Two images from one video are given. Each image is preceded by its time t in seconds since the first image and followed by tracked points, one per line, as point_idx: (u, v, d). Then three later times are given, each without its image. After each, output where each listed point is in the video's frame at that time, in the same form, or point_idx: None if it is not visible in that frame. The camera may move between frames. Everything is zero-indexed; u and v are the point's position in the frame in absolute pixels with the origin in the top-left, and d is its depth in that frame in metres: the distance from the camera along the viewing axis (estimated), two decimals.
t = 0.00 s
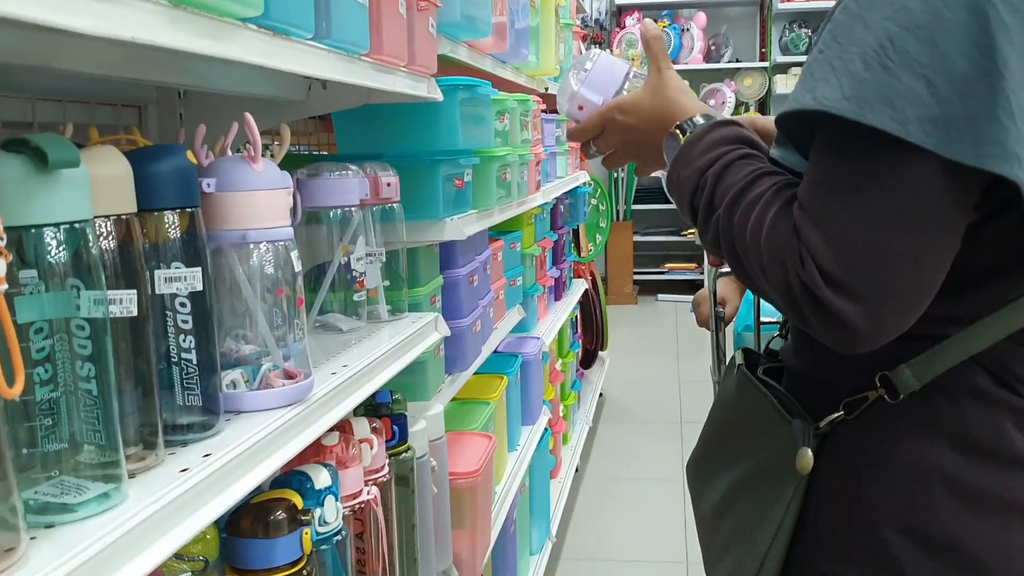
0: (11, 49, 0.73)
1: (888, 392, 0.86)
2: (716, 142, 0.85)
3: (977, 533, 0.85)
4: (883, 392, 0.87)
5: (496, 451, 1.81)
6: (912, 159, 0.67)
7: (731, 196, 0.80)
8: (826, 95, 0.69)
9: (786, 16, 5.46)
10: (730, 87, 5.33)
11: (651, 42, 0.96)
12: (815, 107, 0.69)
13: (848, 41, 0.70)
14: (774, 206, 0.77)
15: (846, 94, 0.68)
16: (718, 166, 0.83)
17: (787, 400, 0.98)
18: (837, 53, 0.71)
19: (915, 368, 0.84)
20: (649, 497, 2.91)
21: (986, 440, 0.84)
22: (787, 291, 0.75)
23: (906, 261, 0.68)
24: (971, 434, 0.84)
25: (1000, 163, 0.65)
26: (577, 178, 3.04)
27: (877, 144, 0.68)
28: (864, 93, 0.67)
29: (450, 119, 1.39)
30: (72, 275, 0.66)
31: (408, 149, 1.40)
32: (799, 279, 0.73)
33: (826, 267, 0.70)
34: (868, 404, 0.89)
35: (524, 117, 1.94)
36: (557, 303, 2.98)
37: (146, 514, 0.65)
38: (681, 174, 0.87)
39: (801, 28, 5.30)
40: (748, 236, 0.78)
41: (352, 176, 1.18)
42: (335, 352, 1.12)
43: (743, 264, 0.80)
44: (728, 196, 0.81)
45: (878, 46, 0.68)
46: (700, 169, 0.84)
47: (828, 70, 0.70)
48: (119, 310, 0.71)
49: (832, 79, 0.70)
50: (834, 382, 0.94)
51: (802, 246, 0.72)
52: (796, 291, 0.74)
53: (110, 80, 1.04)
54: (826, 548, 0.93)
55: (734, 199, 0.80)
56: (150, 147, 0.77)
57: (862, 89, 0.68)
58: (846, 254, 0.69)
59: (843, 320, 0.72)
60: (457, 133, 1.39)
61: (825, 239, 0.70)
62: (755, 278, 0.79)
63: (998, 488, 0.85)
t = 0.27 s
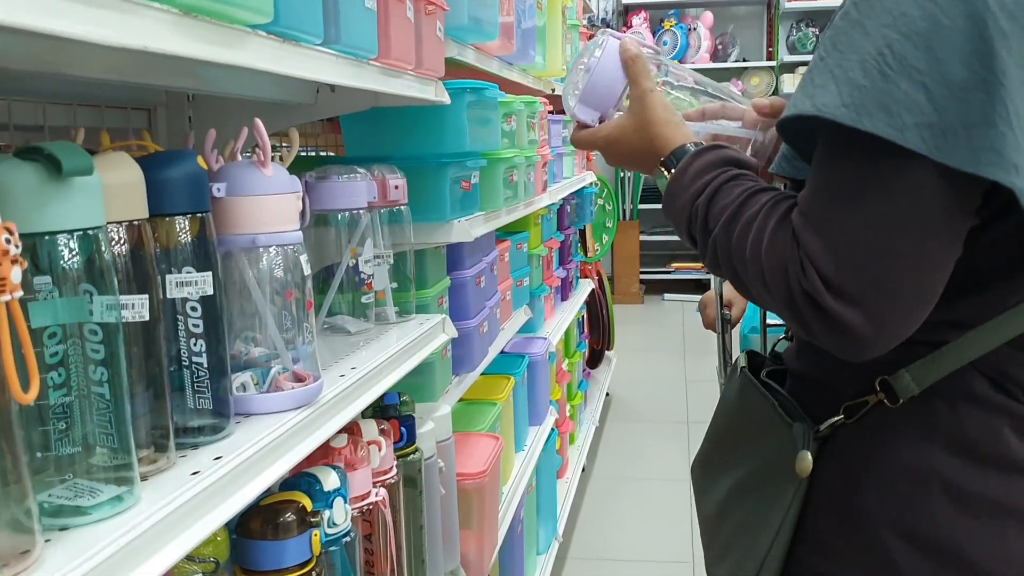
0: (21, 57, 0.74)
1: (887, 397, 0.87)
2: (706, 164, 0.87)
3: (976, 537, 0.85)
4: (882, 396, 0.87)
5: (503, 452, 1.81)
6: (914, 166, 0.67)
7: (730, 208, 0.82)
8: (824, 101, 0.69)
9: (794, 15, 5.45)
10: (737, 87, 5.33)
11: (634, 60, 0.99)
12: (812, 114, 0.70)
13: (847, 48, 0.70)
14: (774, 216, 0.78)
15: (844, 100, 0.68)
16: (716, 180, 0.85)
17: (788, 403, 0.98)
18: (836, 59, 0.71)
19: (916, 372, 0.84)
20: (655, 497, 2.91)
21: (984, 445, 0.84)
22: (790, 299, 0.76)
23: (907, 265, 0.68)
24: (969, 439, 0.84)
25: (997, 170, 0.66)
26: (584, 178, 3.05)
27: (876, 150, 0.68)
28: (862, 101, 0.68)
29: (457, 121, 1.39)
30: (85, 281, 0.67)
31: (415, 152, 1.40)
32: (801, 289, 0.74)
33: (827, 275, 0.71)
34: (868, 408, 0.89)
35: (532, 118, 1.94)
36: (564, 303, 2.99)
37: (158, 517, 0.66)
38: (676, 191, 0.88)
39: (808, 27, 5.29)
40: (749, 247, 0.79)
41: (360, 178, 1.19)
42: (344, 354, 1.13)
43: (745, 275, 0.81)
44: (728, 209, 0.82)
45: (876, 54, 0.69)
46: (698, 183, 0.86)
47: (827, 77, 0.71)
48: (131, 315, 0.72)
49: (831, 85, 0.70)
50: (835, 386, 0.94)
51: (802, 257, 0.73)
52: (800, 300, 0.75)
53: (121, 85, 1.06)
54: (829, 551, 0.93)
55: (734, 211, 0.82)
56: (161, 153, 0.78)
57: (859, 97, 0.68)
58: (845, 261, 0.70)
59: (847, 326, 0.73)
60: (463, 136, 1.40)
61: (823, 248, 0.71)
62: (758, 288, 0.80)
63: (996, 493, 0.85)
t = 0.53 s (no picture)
0: (41, 56, 0.75)
1: (897, 399, 0.87)
2: (713, 168, 0.88)
3: (985, 539, 0.85)
4: (892, 398, 0.87)
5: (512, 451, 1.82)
6: (925, 168, 0.68)
7: (739, 212, 0.82)
8: (836, 103, 0.70)
9: (805, 18, 5.45)
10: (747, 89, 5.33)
11: (651, 55, 0.97)
12: (824, 116, 0.70)
13: (859, 50, 0.71)
14: (783, 220, 0.78)
15: (855, 103, 0.69)
16: (724, 185, 0.86)
17: (798, 405, 0.98)
18: (848, 61, 0.71)
19: (924, 375, 0.84)
20: (663, 498, 2.91)
21: (993, 448, 0.84)
22: (799, 302, 0.77)
23: (916, 268, 0.69)
24: (978, 441, 0.85)
25: (1006, 174, 0.66)
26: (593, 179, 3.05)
27: (886, 152, 0.69)
28: (873, 102, 0.68)
29: (469, 122, 1.40)
30: (104, 276, 0.67)
31: (427, 152, 1.41)
32: (809, 292, 0.75)
33: (835, 276, 0.72)
34: (877, 410, 0.89)
35: (542, 119, 1.95)
36: (573, 303, 2.99)
37: (173, 512, 0.67)
38: (683, 197, 0.89)
39: (818, 29, 5.28)
40: (758, 250, 0.80)
41: (372, 178, 1.19)
42: (356, 352, 1.14)
43: (754, 279, 0.81)
44: (736, 213, 0.83)
45: (888, 55, 0.69)
46: (706, 188, 0.87)
47: (839, 78, 0.71)
48: (148, 311, 0.73)
49: (842, 87, 0.70)
50: (844, 388, 0.94)
51: (810, 259, 0.74)
52: (808, 303, 0.75)
53: (136, 84, 1.07)
54: (837, 552, 0.93)
55: (743, 216, 0.82)
56: (178, 152, 0.79)
57: (870, 98, 0.69)
58: (854, 263, 0.70)
59: (856, 329, 0.73)
60: (474, 138, 1.40)
61: (831, 249, 0.72)
62: (766, 292, 0.81)
63: (1005, 496, 0.85)
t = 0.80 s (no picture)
0: (48, 53, 0.75)
1: (905, 400, 0.86)
2: (716, 168, 0.87)
3: (991, 541, 0.85)
4: (901, 399, 0.87)
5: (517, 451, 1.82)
6: (932, 168, 0.67)
7: (743, 213, 0.82)
8: (841, 103, 0.69)
9: (813, 20, 5.44)
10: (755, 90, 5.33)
11: (667, 49, 0.93)
12: (829, 116, 0.70)
13: (865, 50, 0.70)
14: (788, 220, 0.78)
15: (860, 103, 0.69)
16: (727, 185, 0.85)
17: (805, 406, 0.98)
18: (854, 61, 0.71)
19: (933, 375, 0.84)
20: (668, 500, 2.90)
21: (1000, 450, 0.84)
22: (804, 303, 0.76)
23: (921, 269, 0.68)
24: (985, 443, 0.84)
25: (1010, 176, 0.66)
26: (600, 180, 3.05)
27: (891, 152, 0.68)
28: (879, 103, 0.68)
29: (475, 121, 1.40)
30: (108, 272, 0.67)
31: (434, 152, 1.41)
32: (814, 292, 0.74)
33: (840, 277, 0.71)
34: (885, 411, 0.89)
35: (549, 120, 1.95)
36: (579, 304, 2.99)
37: (177, 508, 0.66)
38: (685, 198, 0.89)
39: (826, 31, 5.27)
40: (762, 251, 0.79)
41: (377, 177, 1.19)
42: (361, 351, 1.14)
43: (759, 280, 0.81)
44: (740, 213, 0.82)
45: (894, 55, 0.68)
46: (707, 188, 0.86)
47: (845, 79, 0.71)
48: (152, 307, 0.73)
49: (848, 87, 0.70)
50: (851, 389, 0.94)
51: (815, 260, 0.74)
52: (813, 304, 0.75)
53: (143, 82, 1.07)
54: (843, 554, 0.93)
55: (746, 217, 0.82)
56: (183, 149, 0.79)
57: (876, 98, 0.68)
58: (858, 264, 0.70)
59: (860, 330, 0.73)
60: (481, 135, 1.41)
61: (836, 250, 0.71)
62: (771, 293, 0.80)
63: (1012, 498, 0.84)
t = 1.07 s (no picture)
0: (60, 56, 0.76)
1: (913, 402, 0.87)
2: (713, 164, 0.88)
3: (1000, 543, 0.84)
4: (909, 402, 0.87)
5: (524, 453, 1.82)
6: (937, 172, 0.67)
7: (741, 210, 0.83)
8: (848, 104, 0.69)
9: (821, 22, 5.44)
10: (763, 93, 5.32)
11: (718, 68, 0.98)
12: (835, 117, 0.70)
13: (873, 52, 0.70)
14: (789, 219, 0.78)
15: (867, 104, 0.68)
16: (725, 181, 0.86)
17: (812, 408, 0.98)
18: (861, 62, 0.71)
19: (941, 378, 0.84)
20: (675, 502, 2.90)
21: (1009, 451, 0.83)
22: (802, 302, 0.77)
23: (924, 271, 0.69)
24: (994, 445, 0.84)
25: (1017, 181, 0.66)
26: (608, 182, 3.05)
27: (898, 156, 0.68)
28: (886, 105, 0.68)
29: (483, 124, 1.41)
30: (118, 275, 0.68)
31: (441, 154, 1.42)
32: (812, 290, 0.75)
33: (840, 277, 0.72)
34: (893, 414, 0.89)
35: (556, 122, 1.95)
36: (587, 306, 2.99)
37: (185, 508, 0.67)
38: (678, 192, 0.89)
39: (835, 34, 5.26)
40: (761, 249, 0.80)
41: (386, 179, 1.20)
42: (368, 352, 1.15)
43: (755, 277, 0.81)
44: (738, 210, 0.83)
45: (902, 57, 0.68)
46: (706, 184, 0.87)
47: (853, 79, 0.70)
48: (162, 309, 0.74)
49: (855, 88, 0.70)
50: (858, 392, 0.94)
51: (816, 258, 0.74)
52: (811, 302, 0.76)
53: (153, 85, 1.08)
54: (851, 556, 0.92)
55: (745, 214, 0.83)
56: (190, 152, 0.80)
57: (883, 100, 0.68)
58: (860, 264, 0.70)
59: (859, 330, 0.73)
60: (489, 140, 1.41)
61: (838, 249, 0.72)
62: (767, 291, 0.81)
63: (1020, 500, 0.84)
